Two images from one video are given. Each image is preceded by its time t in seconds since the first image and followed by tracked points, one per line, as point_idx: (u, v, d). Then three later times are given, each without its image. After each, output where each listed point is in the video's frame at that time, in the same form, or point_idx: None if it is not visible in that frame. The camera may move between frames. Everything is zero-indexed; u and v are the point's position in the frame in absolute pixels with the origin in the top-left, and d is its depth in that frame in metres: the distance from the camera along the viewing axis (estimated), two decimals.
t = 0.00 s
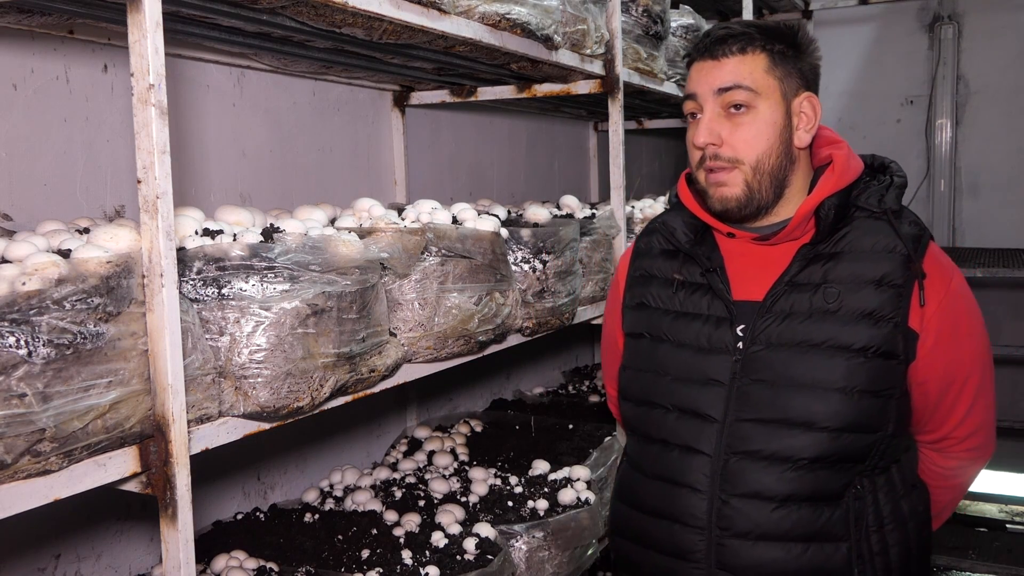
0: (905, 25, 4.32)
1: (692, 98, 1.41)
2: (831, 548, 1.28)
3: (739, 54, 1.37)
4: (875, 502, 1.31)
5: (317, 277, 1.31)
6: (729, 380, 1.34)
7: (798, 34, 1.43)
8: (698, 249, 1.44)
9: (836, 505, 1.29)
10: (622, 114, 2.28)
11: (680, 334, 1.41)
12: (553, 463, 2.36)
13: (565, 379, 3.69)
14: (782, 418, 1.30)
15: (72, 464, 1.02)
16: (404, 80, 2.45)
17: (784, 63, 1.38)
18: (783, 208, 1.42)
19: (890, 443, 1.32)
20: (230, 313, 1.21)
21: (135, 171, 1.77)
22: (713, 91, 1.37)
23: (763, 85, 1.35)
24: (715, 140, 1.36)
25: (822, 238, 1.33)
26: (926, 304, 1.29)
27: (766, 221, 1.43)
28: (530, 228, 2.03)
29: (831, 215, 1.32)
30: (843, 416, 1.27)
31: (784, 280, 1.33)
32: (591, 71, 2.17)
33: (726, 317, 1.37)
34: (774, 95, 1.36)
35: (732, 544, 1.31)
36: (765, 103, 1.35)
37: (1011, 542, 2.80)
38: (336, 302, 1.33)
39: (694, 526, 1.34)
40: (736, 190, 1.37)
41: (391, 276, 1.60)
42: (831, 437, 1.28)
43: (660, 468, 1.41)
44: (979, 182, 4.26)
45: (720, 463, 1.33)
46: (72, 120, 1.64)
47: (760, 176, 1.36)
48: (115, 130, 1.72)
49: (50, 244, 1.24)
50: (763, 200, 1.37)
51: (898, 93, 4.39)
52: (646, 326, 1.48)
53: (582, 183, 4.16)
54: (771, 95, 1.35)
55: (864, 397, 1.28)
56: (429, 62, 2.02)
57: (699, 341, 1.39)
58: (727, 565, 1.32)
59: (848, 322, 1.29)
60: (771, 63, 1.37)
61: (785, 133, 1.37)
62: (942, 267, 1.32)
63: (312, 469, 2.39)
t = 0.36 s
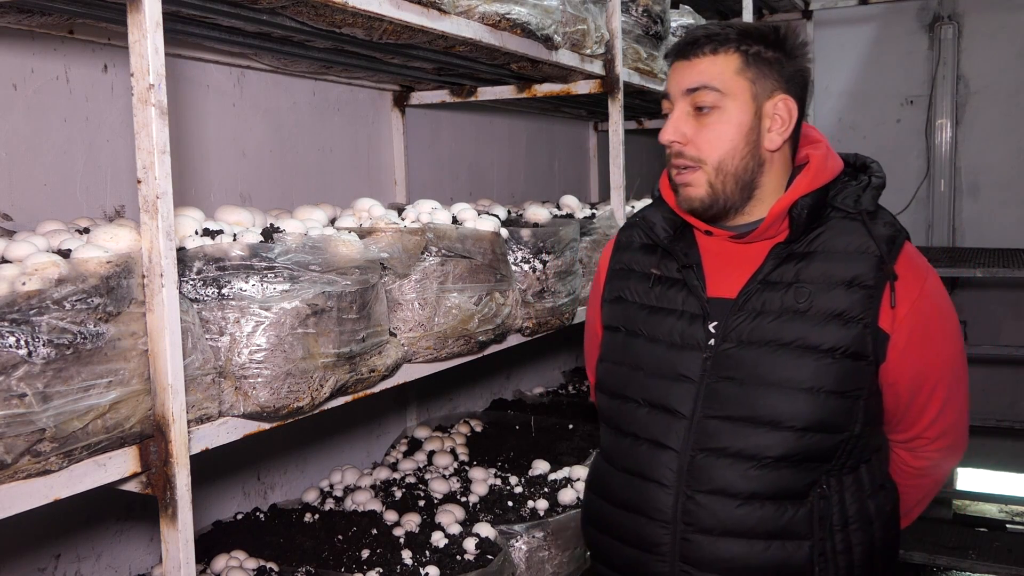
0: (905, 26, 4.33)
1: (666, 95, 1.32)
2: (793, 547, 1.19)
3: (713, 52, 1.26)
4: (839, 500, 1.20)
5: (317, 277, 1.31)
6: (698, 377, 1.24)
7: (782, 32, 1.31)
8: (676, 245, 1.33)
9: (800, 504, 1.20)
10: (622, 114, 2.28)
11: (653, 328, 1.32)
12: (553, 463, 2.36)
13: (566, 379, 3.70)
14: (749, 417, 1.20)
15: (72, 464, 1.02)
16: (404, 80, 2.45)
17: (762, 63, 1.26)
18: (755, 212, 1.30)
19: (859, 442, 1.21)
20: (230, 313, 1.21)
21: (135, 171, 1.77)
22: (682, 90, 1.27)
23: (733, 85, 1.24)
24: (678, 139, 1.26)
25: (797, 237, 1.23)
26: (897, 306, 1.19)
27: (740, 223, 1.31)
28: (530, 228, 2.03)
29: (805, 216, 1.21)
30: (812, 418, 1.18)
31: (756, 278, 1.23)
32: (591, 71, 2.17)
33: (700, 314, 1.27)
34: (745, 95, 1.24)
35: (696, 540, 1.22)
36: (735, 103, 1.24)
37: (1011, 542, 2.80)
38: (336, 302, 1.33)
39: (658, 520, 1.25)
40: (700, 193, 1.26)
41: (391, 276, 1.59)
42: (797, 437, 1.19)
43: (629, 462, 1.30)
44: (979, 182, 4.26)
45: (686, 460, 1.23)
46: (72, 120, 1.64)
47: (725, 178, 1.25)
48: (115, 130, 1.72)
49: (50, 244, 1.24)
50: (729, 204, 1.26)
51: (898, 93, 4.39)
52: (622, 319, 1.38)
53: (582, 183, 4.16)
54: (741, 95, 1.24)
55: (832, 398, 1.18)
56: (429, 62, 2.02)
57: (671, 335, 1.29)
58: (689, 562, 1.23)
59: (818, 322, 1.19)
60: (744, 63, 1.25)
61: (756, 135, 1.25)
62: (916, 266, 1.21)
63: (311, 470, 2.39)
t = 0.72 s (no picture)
0: (905, 26, 4.33)
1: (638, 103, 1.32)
2: (760, 543, 1.21)
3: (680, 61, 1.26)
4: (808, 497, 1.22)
5: (317, 278, 1.31)
6: (670, 373, 1.24)
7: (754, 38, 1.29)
8: (653, 245, 1.32)
9: (768, 500, 1.21)
10: (622, 114, 2.28)
11: (629, 325, 1.32)
12: (554, 463, 2.36)
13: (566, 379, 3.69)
14: (718, 413, 1.21)
15: (72, 464, 1.02)
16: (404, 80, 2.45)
17: (730, 70, 1.25)
18: (726, 216, 1.30)
19: (829, 440, 1.22)
20: (230, 313, 1.21)
21: (135, 171, 1.77)
22: (649, 99, 1.27)
23: (697, 93, 1.24)
24: (644, 147, 1.27)
25: (768, 236, 1.23)
26: (866, 304, 1.19)
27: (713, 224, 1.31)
28: (530, 228, 2.03)
29: (774, 216, 1.21)
30: (780, 414, 1.19)
31: (727, 277, 1.24)
32: (591, 71, 2.17)
33: (673, 311, 1.27)
34: (709, 103, 1.24)
35: (666, 534, 1.23)
36: (699, 111, 1.24)
37: (1011, 542, 2.80)
38: (336, 303, 1.33)
39: (629, 514, 1.26)
40: (667, 198, 1.27)
41: (391, 276, 1.59)
42: (764, 434, 1.20)
43: (604, 457, 1.31)
44: (979, 182, 4.26)
45: (657, 455, 1.24)
46: (72, 120, 1.64)
47: (690, 185, 1.25)
48: (115, 130, 1.72)
49: (50, 244, 1.24)
50: (696, 209, 1.27)
51: (898, 93, 4.39)
52: (600, 316, 1.38)
53: (582, 183, 4.16)
54: (705, 104, 1.24)
55: (799, 396, 1.19)
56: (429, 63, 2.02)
57: (645, 332, 1.29)
58: (659, 555, 1.24)
59: (786, 321, 1.20)
60: (711, 71, 1.25)
61: (721, 143, 1.25)
62: (888, 264, 1.22)
63: (312, 469, 2.39)
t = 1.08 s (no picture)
0: (905, 26, 4.33)
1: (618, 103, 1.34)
2: (742, 540, 1.21)
3: (657, 61, 1.27)
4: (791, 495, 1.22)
5: (317, 278, 1.31)
6: (654, 371, 1.24)
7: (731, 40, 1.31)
8: (637, 244, 1.31)
9: (750, 497, 1.21)
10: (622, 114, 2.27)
11: (613, 325, 1.31)
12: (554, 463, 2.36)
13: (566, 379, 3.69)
14: (701, 411, 1.21)
15: (72, 464, 1.02)
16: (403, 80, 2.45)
17: (709, 70, 1.26)
18: (707, 213, 1.31)
19: (811, 437, 1.23)
20: (230, 313, 1.21)
21: (135, 171, 1.77)
22: (628, 100, 1.29)
23: (675, 93, 1.25)
24: (624, 148, 1.28)
25: (751, 235, 1.23)
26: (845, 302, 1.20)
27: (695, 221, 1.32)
28: (530, 228, 2.03)
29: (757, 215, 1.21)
30: (762, 412, 1.19)
31: (711, 276, 1.23)
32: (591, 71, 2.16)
33: (657, 311, 1.27)
34: (687, 102, 1.25)
35: (649, 531, 1.23)
36: (677, 111, 1.25)
37: (1011, 542, 2.80)
38: (336, 303, 1.33)
39: (614, 511, 1.25)
40: (647, 197, 1.28)
41: (392, 276, 1.59)
42: (746, 431, 1.20)
43: (588, 455, 1.31)
44: (979, 182, 4.26)
45: (641, 453, 1.23)
46: (72, 120, 1.64)
47: (670, 184, 1.26)
48: (115, 130, 1.72)
49: (50, 244, 1.24)
50: (677, 207, 1.28)
51: (898, 93, 4.39)
52: (584, 315, 1.37)
53: (583, 183, 4.16)
54: (683, 103, 1.25)
55: (781, 394, 1.20)
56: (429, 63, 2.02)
57: (629, 331, 1.29)
58: (643, 552, 1.23)
59: (768, 319, 1.20)
60: (687, 70, 1.26)
61: (699, 141, 1.26)
62: (865, 264, 1.23)
63: (312, 469, 2.39)
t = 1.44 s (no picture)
0: (905, 26, 4.33)
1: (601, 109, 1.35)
2: (732, 534, 1.21)
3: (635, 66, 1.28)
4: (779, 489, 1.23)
5: (317, 278, 1.31)
6: (641, 369, 1.25)
7: (710, 42, 1.31)
8: (623, 244, 1.33)
9: (739, 493, 1.22)
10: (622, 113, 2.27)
11: (601, 324, 1.33)
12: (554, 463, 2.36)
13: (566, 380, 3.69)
14: (688, 408, 1.22)
15: (72, 464, 1.02)
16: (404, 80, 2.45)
17: (687, 74, 1.27)
18: (692, 215, 1.31)
19: (796, 435, 1.24)
20: (230, 313, 1.21)
21: (135, 171, 1.77)
22: (608, 108, 1.31)
23: (652, 98, 1.26)
24: (605, 154, 1.29)
25: (734, 233, 1.25)
26: (828, 300, 1.22)
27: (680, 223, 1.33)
28: (530, 228, 2.03)
29: (740, 214, 1.23)
30: (748, 408, 1.21)
31: (696, 274, 1.25)
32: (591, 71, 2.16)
33: (643, 309, 1.29)
34: (664, 107, 1.26)
35: (640, 528, 1.23)
36: (654, 115, 1.26)
37: (1011, 542, 2.80)
38: (336, 303, 1.33)
39: (604, 508, 1.26)
40: (629, 201, 1.29)
41: (391, 276, 1.59)
42: (734, 427, 1.21)
43: (578, 453, 1.31)
44: (979, 182, 4.26)
45: (630, 450, 1.24)
46: (72, 120, 1.64)
47: (651, 188, 1.27)
48: (115, 130, 1.73)
49: (50, 244, 1.24)
50: (659, 210, 1.29)
51: (898, 93, 4.39)
52: (571, 316, 1.39)
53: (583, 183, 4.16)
54: (660, 108, 1.26)
55: (766, 389, 1.21)
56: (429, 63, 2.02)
57: (617, 331, 1.30)
58: (633, 549, 1.24)
59: (753, 316, 1.22)
60: (665, 75, 1.27)
61: (678, 145, 1.27)
62: (848, 262, 1.24)
63: (312, 469, 2.39)
